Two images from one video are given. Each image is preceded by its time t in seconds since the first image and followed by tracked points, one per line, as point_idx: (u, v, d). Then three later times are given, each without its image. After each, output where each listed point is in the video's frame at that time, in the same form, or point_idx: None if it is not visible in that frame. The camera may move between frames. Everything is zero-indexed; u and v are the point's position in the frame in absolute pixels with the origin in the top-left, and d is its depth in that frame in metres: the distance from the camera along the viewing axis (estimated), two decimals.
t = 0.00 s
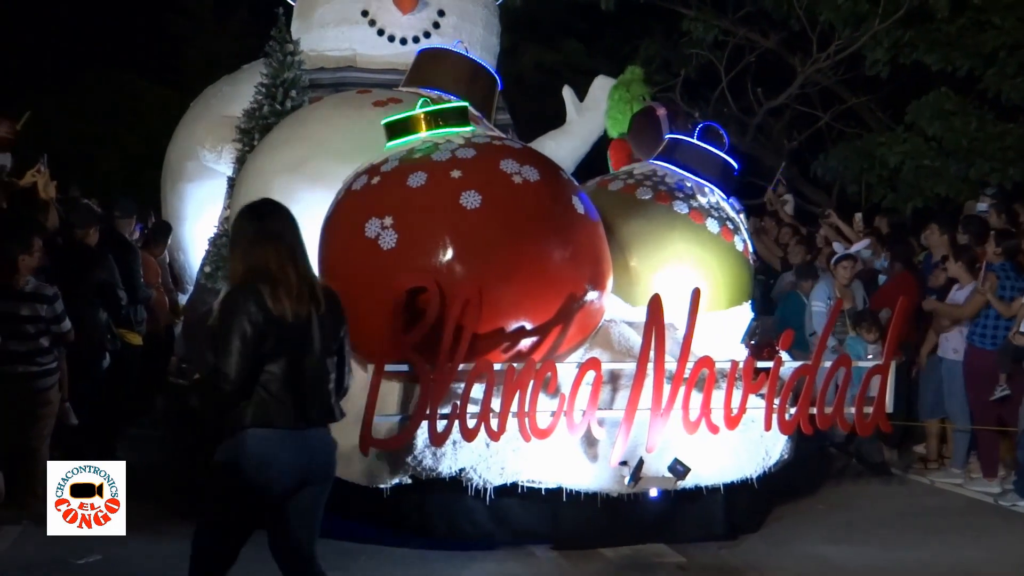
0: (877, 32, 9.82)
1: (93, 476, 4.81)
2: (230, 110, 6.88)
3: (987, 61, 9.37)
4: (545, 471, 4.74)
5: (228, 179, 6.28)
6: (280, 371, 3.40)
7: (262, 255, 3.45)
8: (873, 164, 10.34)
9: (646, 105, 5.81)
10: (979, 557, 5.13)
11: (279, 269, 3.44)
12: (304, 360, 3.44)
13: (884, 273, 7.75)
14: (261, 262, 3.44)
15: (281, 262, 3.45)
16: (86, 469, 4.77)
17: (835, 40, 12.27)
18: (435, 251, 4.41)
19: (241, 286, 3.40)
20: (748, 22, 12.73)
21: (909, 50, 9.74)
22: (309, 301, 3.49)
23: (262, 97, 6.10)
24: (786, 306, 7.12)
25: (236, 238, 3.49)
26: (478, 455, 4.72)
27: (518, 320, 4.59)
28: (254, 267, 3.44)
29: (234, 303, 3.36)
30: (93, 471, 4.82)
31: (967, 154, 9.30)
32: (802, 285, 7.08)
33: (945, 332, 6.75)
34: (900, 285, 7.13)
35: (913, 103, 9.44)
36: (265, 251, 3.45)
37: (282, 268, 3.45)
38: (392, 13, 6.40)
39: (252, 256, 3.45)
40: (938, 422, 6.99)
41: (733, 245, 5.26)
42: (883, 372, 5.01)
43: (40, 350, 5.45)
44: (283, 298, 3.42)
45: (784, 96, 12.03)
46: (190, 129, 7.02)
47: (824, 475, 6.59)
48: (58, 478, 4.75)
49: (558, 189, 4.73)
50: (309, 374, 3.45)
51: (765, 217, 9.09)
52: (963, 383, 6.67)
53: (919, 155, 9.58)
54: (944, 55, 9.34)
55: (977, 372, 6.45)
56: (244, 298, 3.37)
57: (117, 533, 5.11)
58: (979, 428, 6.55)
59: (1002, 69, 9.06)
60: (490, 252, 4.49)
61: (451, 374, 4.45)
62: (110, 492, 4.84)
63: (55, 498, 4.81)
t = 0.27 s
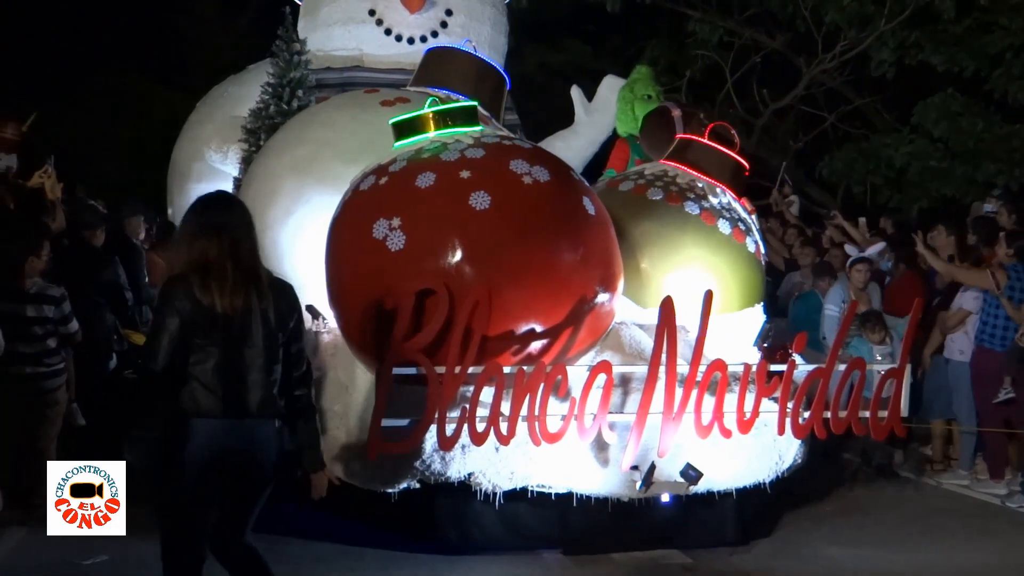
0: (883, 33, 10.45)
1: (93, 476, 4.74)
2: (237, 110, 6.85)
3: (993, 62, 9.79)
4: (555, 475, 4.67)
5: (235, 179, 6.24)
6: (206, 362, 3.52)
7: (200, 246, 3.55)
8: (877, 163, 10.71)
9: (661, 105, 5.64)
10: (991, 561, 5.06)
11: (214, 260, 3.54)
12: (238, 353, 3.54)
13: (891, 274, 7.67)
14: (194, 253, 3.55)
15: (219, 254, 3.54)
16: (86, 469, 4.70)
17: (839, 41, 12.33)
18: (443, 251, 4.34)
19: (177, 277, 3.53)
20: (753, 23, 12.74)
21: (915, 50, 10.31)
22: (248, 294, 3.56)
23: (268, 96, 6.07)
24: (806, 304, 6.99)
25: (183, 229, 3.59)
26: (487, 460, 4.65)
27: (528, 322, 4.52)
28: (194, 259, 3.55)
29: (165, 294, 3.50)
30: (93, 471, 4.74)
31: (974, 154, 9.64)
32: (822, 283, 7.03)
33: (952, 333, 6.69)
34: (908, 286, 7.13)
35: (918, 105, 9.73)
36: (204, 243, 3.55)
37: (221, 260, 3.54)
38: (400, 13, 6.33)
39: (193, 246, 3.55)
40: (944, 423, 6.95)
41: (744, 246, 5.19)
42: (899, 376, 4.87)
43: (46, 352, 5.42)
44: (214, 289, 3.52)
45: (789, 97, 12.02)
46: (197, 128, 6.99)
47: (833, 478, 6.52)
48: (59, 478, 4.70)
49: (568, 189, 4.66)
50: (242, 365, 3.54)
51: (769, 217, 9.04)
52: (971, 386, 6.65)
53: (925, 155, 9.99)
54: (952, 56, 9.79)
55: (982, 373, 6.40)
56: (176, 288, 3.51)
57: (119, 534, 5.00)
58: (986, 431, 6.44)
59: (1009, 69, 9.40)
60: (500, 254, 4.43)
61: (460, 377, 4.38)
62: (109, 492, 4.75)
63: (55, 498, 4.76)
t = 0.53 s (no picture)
0: (886, 36, 10.45)
1: (93, 476, 4.66)
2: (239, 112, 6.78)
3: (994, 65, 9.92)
4: (560, 481, 4.61)
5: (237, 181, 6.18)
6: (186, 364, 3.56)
7: (182, 246, 3.59)
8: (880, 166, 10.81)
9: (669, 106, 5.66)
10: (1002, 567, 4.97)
11: (196, 259, 3.57)
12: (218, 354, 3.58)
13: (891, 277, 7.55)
14: (176, 253, 3.59)
15: (199, 253, 3.58)
16: (86, 468, 4.63)
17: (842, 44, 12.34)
18: (447, 254, 4.28)
19: (160, 277, 3.58)
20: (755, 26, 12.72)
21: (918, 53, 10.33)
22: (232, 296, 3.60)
23: (271, 97, 6.01)
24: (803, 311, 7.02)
25: (171, 229, 3.64)
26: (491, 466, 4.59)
27: (533, 326, 4.46)
28: (178, 258, 3.59)
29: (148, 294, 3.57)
30: (93, 471, 4.67)
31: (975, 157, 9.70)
32: (823, 291, 6.91)
33: (952, 336, 6.67)
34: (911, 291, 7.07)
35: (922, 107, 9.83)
36: (189, 243, 3.59)
37: (203, 259, 3.58)
38: (405, 14, 6.27)
39: (175, 246, 3.59)
40: (947, 426, 6.88)
41: (752, 249, 5.11)
42: (909, 380, 4.75)
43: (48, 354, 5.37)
44: (195, 289, 3.56)
45: (790, 100, 12.01)
46: (200, 129, 6.92)
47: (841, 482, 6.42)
48: (59, 478, 4.62)
49: (574, 190, 4.60)
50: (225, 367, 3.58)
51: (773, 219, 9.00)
52: (972, 387, 6.62)
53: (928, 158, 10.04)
54: (954, 59, 9.87)
55: (983, 377, 6.40)
56: (160, 288, 3.57)
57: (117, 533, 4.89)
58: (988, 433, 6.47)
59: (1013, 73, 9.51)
60: (504, 256, 4.37)
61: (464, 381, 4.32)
62: (109, 492, 4.67)
63: (55, 497, 4.67)
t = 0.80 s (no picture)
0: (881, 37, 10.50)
1: (92, 476, 4.46)
2: (236, 116, 6.70)
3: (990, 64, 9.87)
4: (564, 488, 4.54)
5: (234, 186, 6.11)
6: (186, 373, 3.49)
7: (187, 255, 3.50)
8: (877, 167, 10.61)
9: (667, 109, 5.61)
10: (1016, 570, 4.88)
11: (203, 269, 3.50)
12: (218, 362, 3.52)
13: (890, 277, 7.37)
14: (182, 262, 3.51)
15: (206, 263, 3.50)
16: (85, 468, 4.43)
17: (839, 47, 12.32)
18: (447, 258, 4.21)
19: (163, 285, 3.49)
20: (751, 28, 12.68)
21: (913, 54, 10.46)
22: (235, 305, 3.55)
23: (268, 101, 5.94)
24: (801, 314, 6.91)
25: (172, 235, 3.54)
26: (493, 473, 4.52)
27: (534, 331, 4.39)
28: (182, 266, 3.50)
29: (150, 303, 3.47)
30: (93, 470, 4.47)
31: (973, 158, 9.65)
32: (818, 294, 6.88)
33: (951, 337, 6.57)
34: (916, 293, 6.98)
35: (918, 108, 9.86)
36: (194, 250, 3.51)
37: (210, 268, 3.51)
38: (403, 16, 6.18)
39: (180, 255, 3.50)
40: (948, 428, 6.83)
41: (755, 251, 5.05)
42: (916, 383, 4.67)
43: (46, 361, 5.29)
44: (202, 300, 3.49)
45: (787, 103, 11.97)
46: (196, 135, 6.84)
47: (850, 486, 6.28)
48: (58, 478, 4.43)
49: (574, 193, 4.54)
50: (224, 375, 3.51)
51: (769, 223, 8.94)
52: (972, 387, 6.54)
53: (924, 159, 10.03)
54: (949, 60, 9.85)
55: (981, 376, 6.31)
56: (163, 296, 3.48)
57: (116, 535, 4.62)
58: (987, 434, 6.39)
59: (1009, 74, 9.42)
60: (505, 261, 4.30)
61: (466, 387, 4.24)
62: (109, 493, 4.48)
63: (54, 499, 4.47)
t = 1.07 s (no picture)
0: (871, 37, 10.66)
1: (93, 476, 4.44)
2: (227, 125, 6.64)
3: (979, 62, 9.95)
4: (566, 496, 4.47)
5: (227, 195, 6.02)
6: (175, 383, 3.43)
7: (176, 266, 3.44)
8: (869, 167, 10.97)
9: (661, 110, 5.48)
10: None
11: (189, 280, 3.43)
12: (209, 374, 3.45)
13: (887, 273, 7.37)
14: (169, 272, 3.44)
15: (196, 273, 3.44)
16: (86, 468, 4.42)
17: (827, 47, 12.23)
18: (443, 264, 4.14)
19: (150, 294, 3.44)
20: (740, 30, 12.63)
21: (903, 53, 10.77)
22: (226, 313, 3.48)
23: (259, 109, 5.88)
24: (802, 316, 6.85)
25: (160, 244, 3.49)
26: (494, 482, 4.45)
27: (533, 337, 4.32)
28: (169, 277, 3.44)
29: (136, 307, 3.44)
30: (93, 470, 4.45)
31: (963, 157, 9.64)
32: (816, 294, 6.76)
33: (946, 335, 6.47)
34: (911, 285, 6.84)
35: (907, 106, 9.98)
36: (184, 262, 3.44)
37: (198, 279, 3.44)
38: (393, 21, 6.14)
39: (169, 266, 3.44)
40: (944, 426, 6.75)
41: (755, 252, 4.99)
42: (921, 384, 4.61)
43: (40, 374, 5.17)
44: (190, 310, 3.42)
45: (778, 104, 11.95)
46: (188, 144, 6.77)
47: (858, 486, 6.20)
48: (59, 478, 4.42)
49: (571, 196, 4.47)
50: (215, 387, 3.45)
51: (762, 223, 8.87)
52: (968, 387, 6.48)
53: (915, 158, 10.17)
54: (937, 58, 10.08)
55: (979, 374, 6.29)
56: (150, 305, 3.43)
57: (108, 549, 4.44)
58: (984, 432, 6.33)
59: (996, 70, 9.36)
60: (502, 265, 4.23)
61: (464, 396, 4.15)
62: (109, 493, 4.46)
63: (55, 498, 4.47)
